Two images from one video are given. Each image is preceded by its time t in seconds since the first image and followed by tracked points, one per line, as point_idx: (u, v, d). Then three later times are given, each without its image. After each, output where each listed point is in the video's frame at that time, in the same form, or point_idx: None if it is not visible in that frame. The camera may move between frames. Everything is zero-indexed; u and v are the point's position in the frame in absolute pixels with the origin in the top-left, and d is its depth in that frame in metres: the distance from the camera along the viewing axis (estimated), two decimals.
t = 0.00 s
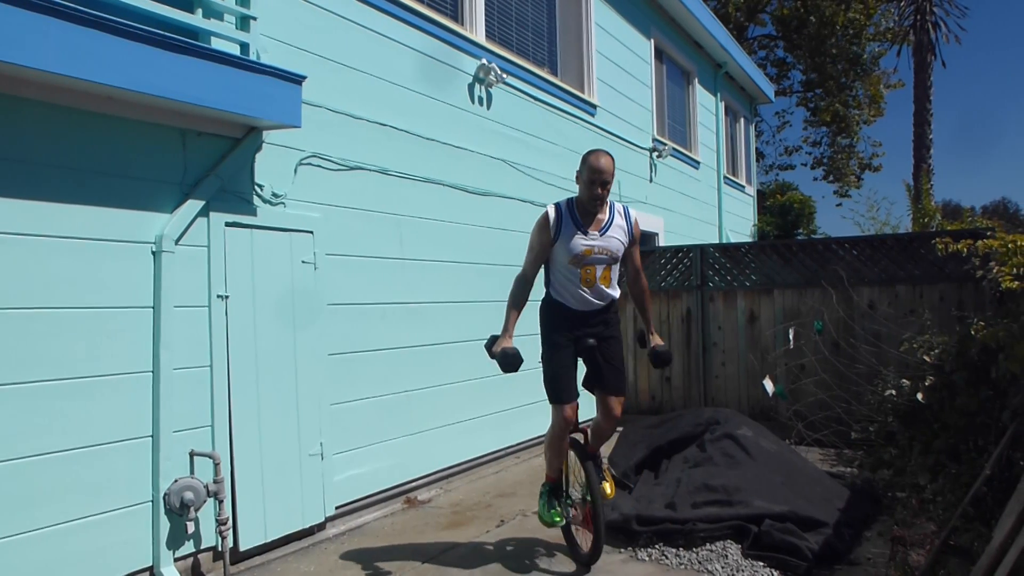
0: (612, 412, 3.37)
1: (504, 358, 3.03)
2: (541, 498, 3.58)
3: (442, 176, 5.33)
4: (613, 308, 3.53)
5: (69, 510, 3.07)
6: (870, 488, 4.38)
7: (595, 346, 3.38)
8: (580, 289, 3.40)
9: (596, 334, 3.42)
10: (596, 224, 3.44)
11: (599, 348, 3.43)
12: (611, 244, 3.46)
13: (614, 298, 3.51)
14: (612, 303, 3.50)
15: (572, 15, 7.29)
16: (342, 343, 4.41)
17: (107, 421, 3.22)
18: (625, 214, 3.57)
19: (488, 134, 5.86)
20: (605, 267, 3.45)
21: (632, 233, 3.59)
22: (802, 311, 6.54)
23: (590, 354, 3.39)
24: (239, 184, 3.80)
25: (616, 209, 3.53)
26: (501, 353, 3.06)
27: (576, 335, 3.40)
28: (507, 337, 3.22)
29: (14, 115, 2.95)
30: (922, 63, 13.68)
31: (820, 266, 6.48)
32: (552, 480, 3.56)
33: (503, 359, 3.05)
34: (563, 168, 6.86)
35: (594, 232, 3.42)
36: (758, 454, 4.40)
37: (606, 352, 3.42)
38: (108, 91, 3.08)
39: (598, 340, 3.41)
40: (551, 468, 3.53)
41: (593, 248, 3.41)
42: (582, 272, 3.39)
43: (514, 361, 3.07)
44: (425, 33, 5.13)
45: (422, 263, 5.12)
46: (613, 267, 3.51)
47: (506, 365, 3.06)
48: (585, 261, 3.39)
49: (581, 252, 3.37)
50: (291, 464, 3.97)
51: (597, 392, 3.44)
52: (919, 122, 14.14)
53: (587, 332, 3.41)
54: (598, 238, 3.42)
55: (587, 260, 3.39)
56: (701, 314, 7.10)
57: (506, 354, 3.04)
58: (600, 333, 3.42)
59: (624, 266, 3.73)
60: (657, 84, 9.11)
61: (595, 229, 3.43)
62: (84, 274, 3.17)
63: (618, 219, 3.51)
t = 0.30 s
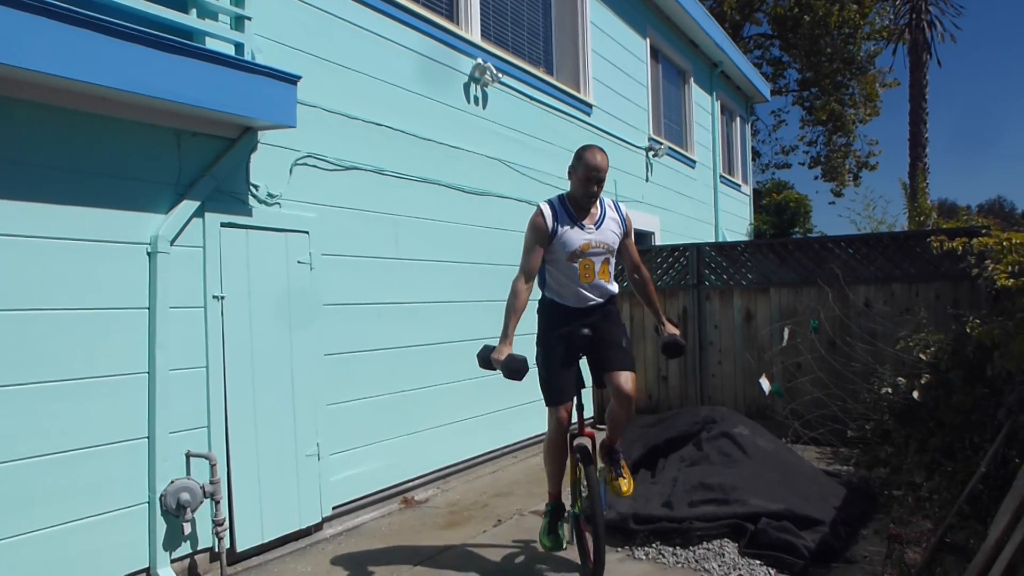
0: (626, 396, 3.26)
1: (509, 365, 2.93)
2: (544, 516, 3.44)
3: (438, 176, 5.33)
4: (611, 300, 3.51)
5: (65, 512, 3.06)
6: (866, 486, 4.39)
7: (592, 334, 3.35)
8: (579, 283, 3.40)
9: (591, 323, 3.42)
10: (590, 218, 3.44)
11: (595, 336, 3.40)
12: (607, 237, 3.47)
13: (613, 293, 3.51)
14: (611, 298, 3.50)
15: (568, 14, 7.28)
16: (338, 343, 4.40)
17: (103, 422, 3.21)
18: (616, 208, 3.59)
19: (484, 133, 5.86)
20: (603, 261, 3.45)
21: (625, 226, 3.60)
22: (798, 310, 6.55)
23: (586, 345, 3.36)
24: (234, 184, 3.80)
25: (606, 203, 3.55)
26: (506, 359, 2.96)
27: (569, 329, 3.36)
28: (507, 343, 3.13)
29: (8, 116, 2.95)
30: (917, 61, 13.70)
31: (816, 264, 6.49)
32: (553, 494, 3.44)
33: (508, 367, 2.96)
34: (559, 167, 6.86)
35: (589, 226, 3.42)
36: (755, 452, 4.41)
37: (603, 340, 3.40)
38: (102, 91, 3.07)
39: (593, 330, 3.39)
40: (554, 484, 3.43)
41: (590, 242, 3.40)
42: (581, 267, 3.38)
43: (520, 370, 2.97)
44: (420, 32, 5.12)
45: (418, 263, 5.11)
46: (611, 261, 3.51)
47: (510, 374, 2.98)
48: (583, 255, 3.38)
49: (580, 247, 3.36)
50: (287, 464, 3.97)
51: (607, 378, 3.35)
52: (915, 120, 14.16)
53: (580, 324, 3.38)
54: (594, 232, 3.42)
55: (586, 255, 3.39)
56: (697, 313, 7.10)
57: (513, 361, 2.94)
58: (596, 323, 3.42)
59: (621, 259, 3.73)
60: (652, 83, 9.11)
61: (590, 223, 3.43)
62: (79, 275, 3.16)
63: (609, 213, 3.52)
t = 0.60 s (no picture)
0: (628, 381, 3.24)
1: (523, 372, 2.90)
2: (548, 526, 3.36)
3: (434, 175, 5.33)
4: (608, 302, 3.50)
5: (60, 513, 3.05)
6: (862, 484, 4.40)
7: (587, 333, 3.35)
8: (581, 282, 3.39)
9: (587, 322, 3.40)
10: (592, 216, 3.47)
11: (590, 336, 3.39)
12: (608, 237, 3.49)
13: (610, 295, 3.51)
14: (608, 299, 3.49)
15: (563, 14, 7.28)
16: (335, 343, 4.40)
17: (99, 423, 3.20)
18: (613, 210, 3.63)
19: (480, 132, 5.86)
20: (604, 261, 3.46)
21: (621, 228, 3.63)
22: (794, 308, 6.56)
23: (580, 345, 3.35)
24: (229, 184, 3.79)
25: (605, 206, 3.57)
26: (519, 366, 2.91)
27: (566, 329, 3.35)
28: (515, 346, 3.09)
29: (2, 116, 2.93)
30: (912, 60, 13.71)
31: (811, 262, 6.50)
32: (557, 503, 3.33)
33: (520, 374, 2.93)
34: (555, 166, 6.86)
35: (592, 224, 3.43)
36: (751, 450, 4.41)
37: (598, 338, 3.38)
38: (97, 91, 3.06)
39: (588, 328, 3.38)
40: (558, 492, 3.33)
41: (592, 240, 3.41)
42: (584, 265, 3.39)
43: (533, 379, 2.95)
44: (415, 31, 5.12)
45: (413, 262, 5.11)
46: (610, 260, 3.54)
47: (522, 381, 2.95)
48: (586, 253, 3.39)
49: (582, 245, 3.35)
50: (284, 464, 3.97)
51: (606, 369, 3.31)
52: (910, 119, 14.18)
53: (576, 321, 3.38)
54: (596, 230, 3.44)
55: (588, 253, 3.39)
56: (693, 311, 7.11)
57: (525, 368, 2.91)
58: (591, 322, 3.40)
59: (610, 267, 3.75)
60: (648, 82, 9.12)
61: (591, 222, 3.45)
62: (74, 276, 3.15)
63: (609, 215, 3.56)
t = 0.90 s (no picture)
0: (623, 385, 3.28)
1: (514, 363, 2.91)
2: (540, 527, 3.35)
3: (431, 174, 5.33)
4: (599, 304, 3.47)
5: (57, 513, 3.05)
6: (860, 482, 4.41)
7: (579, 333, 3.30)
8: (575, 279, 3.37)
9: (579, 322, 3.36)
10: (589, 218, 3.49)
11: (582, 336, 3.34)
12: (602, 238, 3.51)
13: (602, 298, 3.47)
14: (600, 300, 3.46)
15: (560, 12, 7.28)
16: (332, 342, 4.40)
17: (97, 422, 3.20)
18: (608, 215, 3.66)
19: (477, 131, 5.85)
20: (598, 261, 3.47)
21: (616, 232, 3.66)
22: (791, 306, 6.58)
23: (572, 345, 3.31)
24: (226, 183, 3.78)
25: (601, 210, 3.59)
26: (512, 358, 2.92)
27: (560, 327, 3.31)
28: (508, 336, 3.08)
29: None
30: (908, 58, 13.71)
31: (808, 261, 6.51)
32: (549, 502, 3.34)
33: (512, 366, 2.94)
34: (552, 165, 6.86)
35: (588, 224, 3.45)
36: (749, 448, 4.41)
37: (591, 338, 3.34)
38: (94, 91, 3.05)
39: (581, 328, 3.34)
40: (552, 491, 3.35)
41: (588, 239, 3.42)
42: (579, 262, 3.38)
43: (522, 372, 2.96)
44: (411, 30, 5.11)
45: (410, 261, 5.10)
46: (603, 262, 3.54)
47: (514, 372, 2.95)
48: (581, 251, 3.39)
49: (578, 241, 3.37)
50: (282, 464, 3.97)
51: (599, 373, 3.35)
52: (906, 117, 14.16)
53: (569, 322, 3.33)
54: (592, 231, 3.45)
55: (583, 251, 3.40)
56: (690, 309, 7.12)
57: (519, 360, 2.91)
58: (584, 321, 3.36)
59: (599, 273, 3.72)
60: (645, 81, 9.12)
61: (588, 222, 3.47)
62: (72, 275, 3.15)
63: (606, 219, 3.58)
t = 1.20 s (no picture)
0: (602, 393, 3.31)
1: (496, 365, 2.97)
2: (515, 512, 3.45)
3: (427, 173, 5.33)
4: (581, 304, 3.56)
5: (54, 513, 3.05)
6: (857, 480, 4.41)
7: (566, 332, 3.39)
8: (556, 284, 3.41)
9: (567, 321, 3.44)
10: (574, 220, 3.46)
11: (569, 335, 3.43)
12: (586, 243, 3.49)
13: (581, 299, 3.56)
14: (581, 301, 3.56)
15: (556, 11, 7.28)
16: (329, 341, 4.41)
17: (94, 422, 3.20)
18: (597, 215, 3.62)
19: (473, 130, 5.85)
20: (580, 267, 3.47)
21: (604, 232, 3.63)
22: (788, 304, 6.58)
23: (557, 344, 3.40)
24: (222, 183, 3.78)
25: (589, 211, 3.55)
26: (494, 361, 2.97)
27: (546, 327, 3.39)
28: (490, 338, 3.14)
29: None
30: (905, 56, 13.71)
31: (806, 259, 6.51)
32: (524, 490, 3.45)
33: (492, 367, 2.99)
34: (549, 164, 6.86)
35: (573, 229, 3.43)
36: (746, 447, 4.41)
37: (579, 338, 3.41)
38: (90, 91, 3.06)
39: (569, 328, 3.42)
40: (525, 478, 3.45)
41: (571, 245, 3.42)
42: (561, 269, 3.39)
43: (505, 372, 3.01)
44: (406, 29, 5.11)
45: (407, 260, 5.10)
46: (586, 265, 3.55)
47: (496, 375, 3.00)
48: (564, 257, 3.39)
49: (562, 248, 3.36)
50: (279, 463, 3.97)
51: (580, 377, 3.39)
52: (903, 115, 14.16)
53: (557, 320, 3.43)
54: (576, 236, 3.44)
55: (566, 258, 3.40)
56: (688, 308, 7.12)
57: (501, 360, 2.97)
58: (570, 321, 3.45)
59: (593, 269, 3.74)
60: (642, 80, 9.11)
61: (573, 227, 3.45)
62: (67, 275, 3.15)
63: (592, 220, 3.54)
